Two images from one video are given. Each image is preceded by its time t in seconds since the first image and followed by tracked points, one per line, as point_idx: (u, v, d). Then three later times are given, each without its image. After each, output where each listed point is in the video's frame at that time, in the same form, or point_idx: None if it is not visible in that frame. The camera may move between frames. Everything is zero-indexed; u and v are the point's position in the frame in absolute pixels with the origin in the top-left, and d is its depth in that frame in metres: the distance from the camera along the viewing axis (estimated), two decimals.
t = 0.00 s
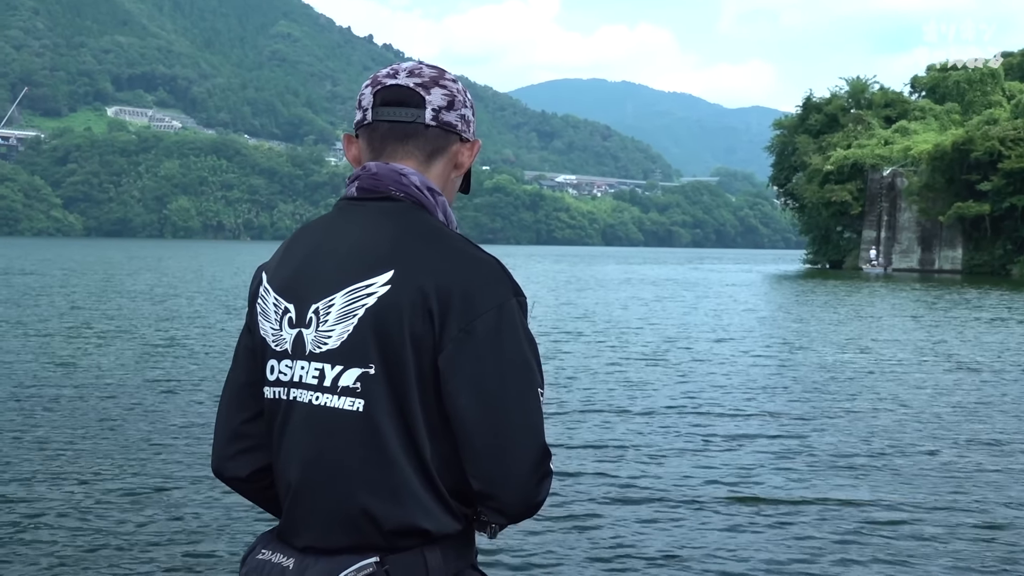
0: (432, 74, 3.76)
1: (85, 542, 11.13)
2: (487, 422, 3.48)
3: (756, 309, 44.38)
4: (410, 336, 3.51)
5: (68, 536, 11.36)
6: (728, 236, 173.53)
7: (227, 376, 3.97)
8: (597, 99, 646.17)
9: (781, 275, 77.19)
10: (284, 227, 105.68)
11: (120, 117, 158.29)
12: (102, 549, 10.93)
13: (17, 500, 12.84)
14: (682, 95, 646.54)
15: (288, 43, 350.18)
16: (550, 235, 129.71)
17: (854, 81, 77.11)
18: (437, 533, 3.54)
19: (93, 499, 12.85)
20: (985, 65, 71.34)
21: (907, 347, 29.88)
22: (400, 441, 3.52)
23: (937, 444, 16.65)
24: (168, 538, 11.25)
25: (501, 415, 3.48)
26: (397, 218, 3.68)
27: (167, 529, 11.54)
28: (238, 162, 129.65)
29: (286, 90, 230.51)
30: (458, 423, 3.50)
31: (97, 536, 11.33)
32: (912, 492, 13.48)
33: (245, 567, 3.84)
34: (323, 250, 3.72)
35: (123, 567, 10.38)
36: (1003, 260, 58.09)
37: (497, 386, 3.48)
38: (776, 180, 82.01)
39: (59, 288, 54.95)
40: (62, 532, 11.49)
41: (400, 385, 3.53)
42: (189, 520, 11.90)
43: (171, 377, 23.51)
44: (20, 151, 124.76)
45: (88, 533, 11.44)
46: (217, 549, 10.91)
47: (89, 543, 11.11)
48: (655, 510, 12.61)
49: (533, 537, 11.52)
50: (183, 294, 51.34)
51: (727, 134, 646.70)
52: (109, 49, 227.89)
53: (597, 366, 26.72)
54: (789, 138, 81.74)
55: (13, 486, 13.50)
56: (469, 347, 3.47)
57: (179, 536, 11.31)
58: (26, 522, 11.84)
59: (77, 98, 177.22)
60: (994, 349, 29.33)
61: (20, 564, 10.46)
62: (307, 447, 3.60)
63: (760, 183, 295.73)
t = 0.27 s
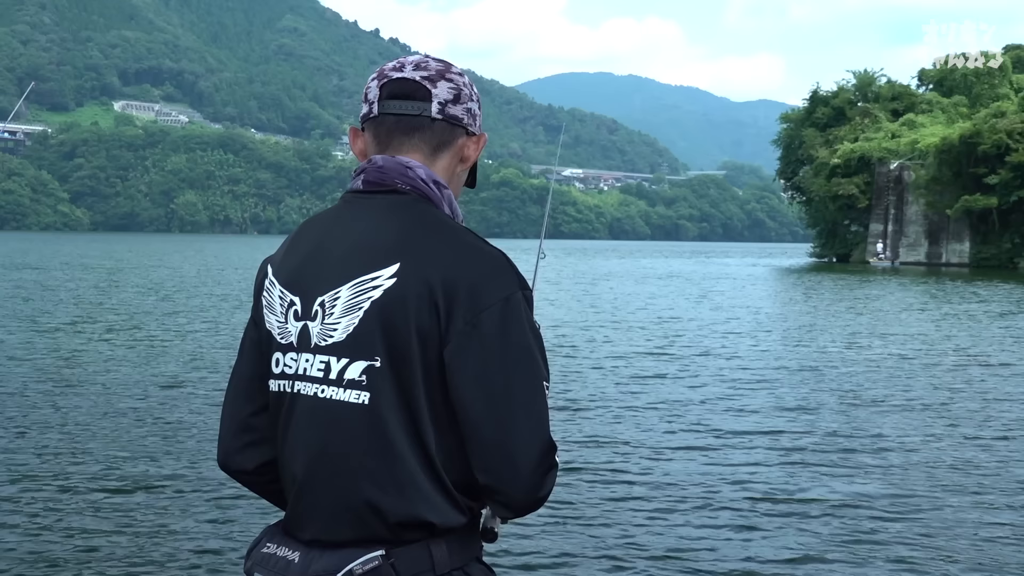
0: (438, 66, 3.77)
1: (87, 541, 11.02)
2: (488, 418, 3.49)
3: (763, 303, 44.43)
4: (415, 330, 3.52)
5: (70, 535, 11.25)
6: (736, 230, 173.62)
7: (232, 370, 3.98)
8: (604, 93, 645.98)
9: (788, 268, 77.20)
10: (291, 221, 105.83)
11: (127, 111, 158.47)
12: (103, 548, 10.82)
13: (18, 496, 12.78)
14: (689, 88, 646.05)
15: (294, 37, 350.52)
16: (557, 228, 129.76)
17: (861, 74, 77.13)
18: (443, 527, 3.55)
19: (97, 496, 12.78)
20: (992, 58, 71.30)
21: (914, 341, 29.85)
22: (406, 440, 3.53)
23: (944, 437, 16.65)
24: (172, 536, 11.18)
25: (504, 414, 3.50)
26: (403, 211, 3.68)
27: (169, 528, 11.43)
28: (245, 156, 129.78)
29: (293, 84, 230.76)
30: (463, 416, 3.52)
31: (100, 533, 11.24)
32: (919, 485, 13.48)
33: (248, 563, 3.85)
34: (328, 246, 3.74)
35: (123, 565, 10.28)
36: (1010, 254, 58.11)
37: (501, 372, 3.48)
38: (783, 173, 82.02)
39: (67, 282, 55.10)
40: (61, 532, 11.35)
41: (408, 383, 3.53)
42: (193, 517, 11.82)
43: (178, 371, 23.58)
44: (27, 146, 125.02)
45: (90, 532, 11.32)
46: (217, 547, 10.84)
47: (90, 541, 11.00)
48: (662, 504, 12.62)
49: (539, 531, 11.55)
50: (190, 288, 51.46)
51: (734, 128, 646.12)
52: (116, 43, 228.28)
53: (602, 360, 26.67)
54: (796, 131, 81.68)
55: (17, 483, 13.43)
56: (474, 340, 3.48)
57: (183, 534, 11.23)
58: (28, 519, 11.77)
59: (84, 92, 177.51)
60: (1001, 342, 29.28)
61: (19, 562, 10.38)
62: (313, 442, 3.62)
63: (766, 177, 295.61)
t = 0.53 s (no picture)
0: (440, 63, 3.79)
1: (86, 540, 10.93)
2: (492, 414, 3.51)
3: (770, 298, 44.38)
4: (418, 326, 3.53)
5: (70, 533, 11.15)
6: (743, 226, 173.53)
7: (236, 365, 4.00)
8: (612, 88, 645.73)
9: (795, 264, 77.22)
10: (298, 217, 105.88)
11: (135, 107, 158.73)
12: (102, 547, 10.72)
13: (20, 493, 12.74)
14: (696, 84, 645.54)
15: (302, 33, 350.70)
16: (564, 224, 129.83)
17: (869, 69, 76.98)
18: (446, 524, 3.57)
19: (99, 493, 12.73)
20: (1001, 53, 71.10)
21: (921, 337, 29.80)
22: (410, 440, 3.54)
23: (950, 433, 16.64)
24: (171, 533, 11.07)
25: (505, 410, 3.52)
26: (404, 208, 3.70)
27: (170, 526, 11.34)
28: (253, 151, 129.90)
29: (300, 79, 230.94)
30: (466, 413, 3.53)
31: (101, 532, 11.15)
32: (925, 481, 13.47)
33: (252, 558, 3.86)
34: (329, 243, 3.75)
35: (121, 564, 10.20)
36: (1018, 250, 57.99)
37: (505, 369, 3.50)
38: (790, 168, 82.00)
39: (74, 277, 55.20)
40: (61, 530, 11.27)
41: (411, 383, 3.54)
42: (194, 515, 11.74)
43: (184, 367, 23.60)
44: (35, 142, 125.26)
45: (90, 531, 11.23)
46: (218, 544, 10.77)
47: (89, 540, 10.91)
48: (668, 499, 12.62)
49: (545, 526, 11.57)
50: (198, 284, 51.51)
51: (741, 123, 645.55)
52: (124, 39, 228.66)
53: (608, 356, 26.67)
54: (804, 127, 81.64)
55: (20, 479, 13.39)
56: (477, 336, 3.50)
57: (184, 532, 11.12)
58: (28, 517, 11.70)
59: (92, 88, 177.73)
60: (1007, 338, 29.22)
61: (16, 562, 10.31)
62: (319, 437, 3.62)
63: (774, 172, 295.31)
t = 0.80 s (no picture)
0: (438, 64, 3.80)
1: (82, 543, 10.82)
2: (492, 415, 3.51)
3: (775, 296, 44.33)
4: (419, 327, 3.54)
5: (66, 537, 11.06)
6: (748, 224, 173.40)
7: (238, 367, 4.01)
8: (616, 86, 645.67)
9: (801, 262, 77.15)
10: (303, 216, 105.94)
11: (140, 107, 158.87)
12: (105, 548, 10.69)
13: (21, 494, 12.69)
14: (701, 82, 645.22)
15: (306, 32, 350.75)
16: (569, 222, 129.89)
17: (873, 67, 76.88)
18: (449, 522, 3.57)
19: (100, 494, 12.67)
20: (1005, 50, 70.97)
21: (926, 334, 29.70)
22: (412, 441, 3.55)
23: (956, 431, 16.60)
24: (169, 538, 10.92)
25: (507, 407, 3.52)
26: (406, 209, 3.71)
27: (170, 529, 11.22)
28: (258, 151, 129.91)
29: (305, 79, 230.96)
30: (468, 415, 3.53)
31: (98, 536, 11.05)
32: (931, 479, 13.43)
33: (254, 561, 3.87)
34: (328, 244, 3.77)
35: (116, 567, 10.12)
36: None
37: (505, 369, 3.51)
38: (795, 166, 81.87)
39: (79, 277, 55.20)
40: (59, 532, 11.18)
41: (412, 384, 3.55)
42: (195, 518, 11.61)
43: (188, 366, 23.60)
44: (40, 142, 125.38)
45: (89, 533, 11.14)
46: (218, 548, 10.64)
47: (86, 542, 10.83)
48: (672, 498, 12.61)
49: (549, 524, 11.58)
50: (202, 284, 51.50)
51: (746, 121, 645.60)
52: (129, 40, 228.86)
53: (611, 355, 26.62)
54: (809, 125, 81.53)
55: (20, 480, 13.34)
56: (478, 337, 3.51)
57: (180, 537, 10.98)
58: (27, 519, 11.63)
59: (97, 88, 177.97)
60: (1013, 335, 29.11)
61: (11, 564, 10.24)
62: (319, 439, 3.64)
63: (779, 170, 294.99)
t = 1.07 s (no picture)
0: (442, 68, 3.80)
1: (82, 548, 10.74)
2: (496, 416, 3.52)
3: (781, 297, 44.27)
4: (424, 329, 3.54)
5: (66, 542, 10.97)
6: (754, 225, 173.33)
7: (242, 369, 4.02)
8: (621, 87, 645.67)
9: (806, 262, 77.09)
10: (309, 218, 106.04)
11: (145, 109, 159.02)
12: (112, 550, 10.71)
13: (26, 496, 12.70)
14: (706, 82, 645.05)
15: (312, 34, 351.11)
16: (574, 223, 129.96)
17: (879, 68, 76.81)
18: (454, 526, 3.57)
19: (102, 498, 12.60)
20: (1011, 50, 70.84)
21: (932, 335, 29.64)
22: (416, 446, 3.56)
23: (962, 431, 16.56)
24: (170, 544, 10.83)
25: (512, 410, 3.52)
26: (410, 213, 3.71)
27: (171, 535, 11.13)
28: (263, 153, 130.07)
29: (310, 81, 231.15)
30: (471, 418, 3.54)
31: (97, 541, 10.97)
32: (937, 480, 13.39)
33: (259, 564, 3.89)
34: (333, 246, 3.78)
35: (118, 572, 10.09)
36: None
37: (510, 377, 3.51)
38: (800, 167, 81.86)
39: (85, 280, 55.27)
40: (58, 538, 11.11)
41: (415, 387, 3.56)
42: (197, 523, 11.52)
43: (193, 368, 23.61)
44: (46, 144, 125.60)
45: (89, 538, 11.05)
46: (219, 553, 10.56)
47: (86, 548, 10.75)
48: (677, 500, 12.60)
49: (554, 525, 11.58)
50: (208, 286, 51.55)
51: (751, 122, 645.71)
52: (134, 43, 229.20)
53: (616, 356, 26.58)
54: (813, 125, 81.44)
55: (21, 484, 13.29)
56: (481, 341, 3.51)
57: (182, 543, 10.87)
58: (26, 524, 11.57)
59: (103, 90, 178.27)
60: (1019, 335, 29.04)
61: (13, 568, 10.22)
62: (324, 443, 3.64)
63: (784, 171, 294.65)
